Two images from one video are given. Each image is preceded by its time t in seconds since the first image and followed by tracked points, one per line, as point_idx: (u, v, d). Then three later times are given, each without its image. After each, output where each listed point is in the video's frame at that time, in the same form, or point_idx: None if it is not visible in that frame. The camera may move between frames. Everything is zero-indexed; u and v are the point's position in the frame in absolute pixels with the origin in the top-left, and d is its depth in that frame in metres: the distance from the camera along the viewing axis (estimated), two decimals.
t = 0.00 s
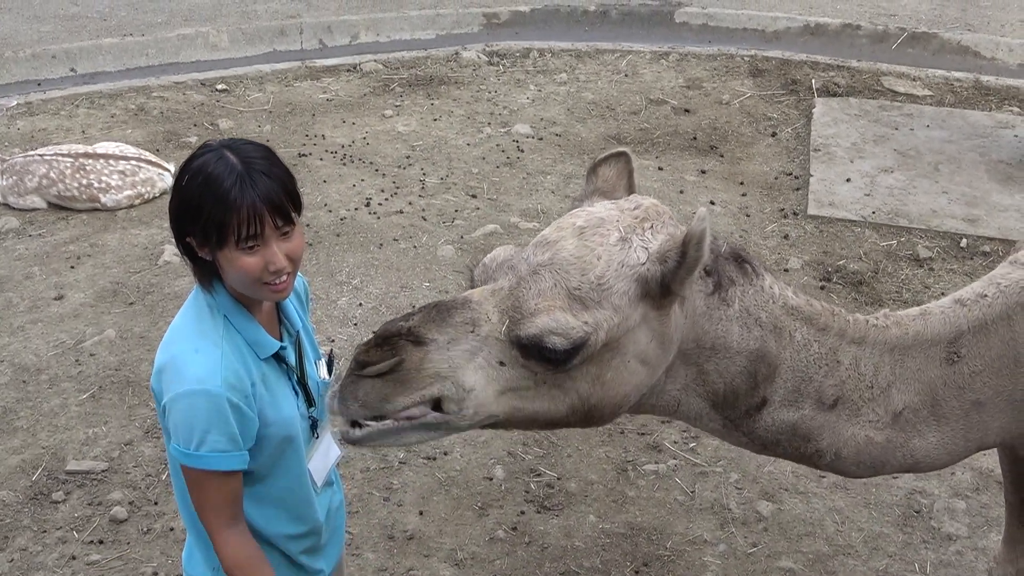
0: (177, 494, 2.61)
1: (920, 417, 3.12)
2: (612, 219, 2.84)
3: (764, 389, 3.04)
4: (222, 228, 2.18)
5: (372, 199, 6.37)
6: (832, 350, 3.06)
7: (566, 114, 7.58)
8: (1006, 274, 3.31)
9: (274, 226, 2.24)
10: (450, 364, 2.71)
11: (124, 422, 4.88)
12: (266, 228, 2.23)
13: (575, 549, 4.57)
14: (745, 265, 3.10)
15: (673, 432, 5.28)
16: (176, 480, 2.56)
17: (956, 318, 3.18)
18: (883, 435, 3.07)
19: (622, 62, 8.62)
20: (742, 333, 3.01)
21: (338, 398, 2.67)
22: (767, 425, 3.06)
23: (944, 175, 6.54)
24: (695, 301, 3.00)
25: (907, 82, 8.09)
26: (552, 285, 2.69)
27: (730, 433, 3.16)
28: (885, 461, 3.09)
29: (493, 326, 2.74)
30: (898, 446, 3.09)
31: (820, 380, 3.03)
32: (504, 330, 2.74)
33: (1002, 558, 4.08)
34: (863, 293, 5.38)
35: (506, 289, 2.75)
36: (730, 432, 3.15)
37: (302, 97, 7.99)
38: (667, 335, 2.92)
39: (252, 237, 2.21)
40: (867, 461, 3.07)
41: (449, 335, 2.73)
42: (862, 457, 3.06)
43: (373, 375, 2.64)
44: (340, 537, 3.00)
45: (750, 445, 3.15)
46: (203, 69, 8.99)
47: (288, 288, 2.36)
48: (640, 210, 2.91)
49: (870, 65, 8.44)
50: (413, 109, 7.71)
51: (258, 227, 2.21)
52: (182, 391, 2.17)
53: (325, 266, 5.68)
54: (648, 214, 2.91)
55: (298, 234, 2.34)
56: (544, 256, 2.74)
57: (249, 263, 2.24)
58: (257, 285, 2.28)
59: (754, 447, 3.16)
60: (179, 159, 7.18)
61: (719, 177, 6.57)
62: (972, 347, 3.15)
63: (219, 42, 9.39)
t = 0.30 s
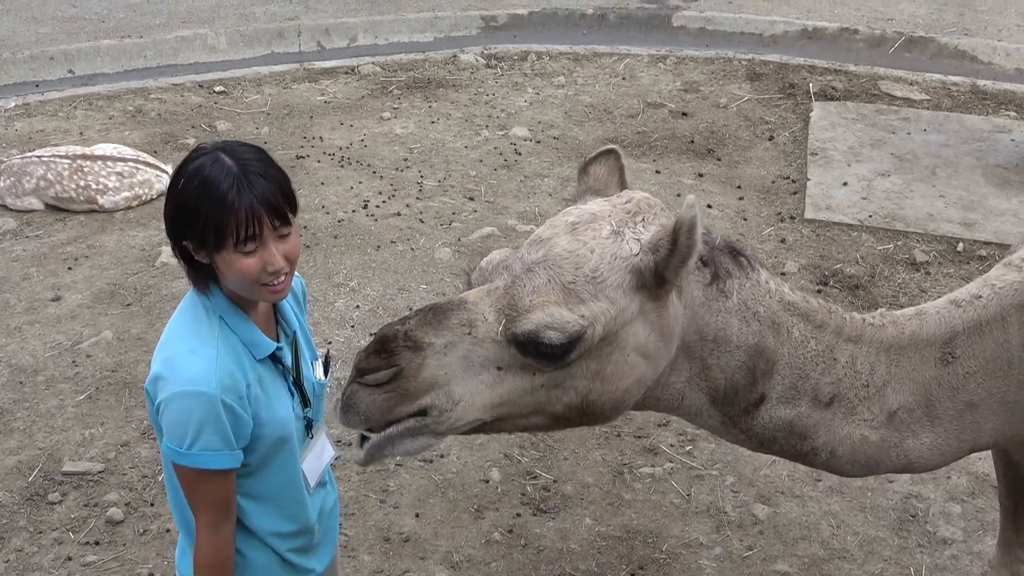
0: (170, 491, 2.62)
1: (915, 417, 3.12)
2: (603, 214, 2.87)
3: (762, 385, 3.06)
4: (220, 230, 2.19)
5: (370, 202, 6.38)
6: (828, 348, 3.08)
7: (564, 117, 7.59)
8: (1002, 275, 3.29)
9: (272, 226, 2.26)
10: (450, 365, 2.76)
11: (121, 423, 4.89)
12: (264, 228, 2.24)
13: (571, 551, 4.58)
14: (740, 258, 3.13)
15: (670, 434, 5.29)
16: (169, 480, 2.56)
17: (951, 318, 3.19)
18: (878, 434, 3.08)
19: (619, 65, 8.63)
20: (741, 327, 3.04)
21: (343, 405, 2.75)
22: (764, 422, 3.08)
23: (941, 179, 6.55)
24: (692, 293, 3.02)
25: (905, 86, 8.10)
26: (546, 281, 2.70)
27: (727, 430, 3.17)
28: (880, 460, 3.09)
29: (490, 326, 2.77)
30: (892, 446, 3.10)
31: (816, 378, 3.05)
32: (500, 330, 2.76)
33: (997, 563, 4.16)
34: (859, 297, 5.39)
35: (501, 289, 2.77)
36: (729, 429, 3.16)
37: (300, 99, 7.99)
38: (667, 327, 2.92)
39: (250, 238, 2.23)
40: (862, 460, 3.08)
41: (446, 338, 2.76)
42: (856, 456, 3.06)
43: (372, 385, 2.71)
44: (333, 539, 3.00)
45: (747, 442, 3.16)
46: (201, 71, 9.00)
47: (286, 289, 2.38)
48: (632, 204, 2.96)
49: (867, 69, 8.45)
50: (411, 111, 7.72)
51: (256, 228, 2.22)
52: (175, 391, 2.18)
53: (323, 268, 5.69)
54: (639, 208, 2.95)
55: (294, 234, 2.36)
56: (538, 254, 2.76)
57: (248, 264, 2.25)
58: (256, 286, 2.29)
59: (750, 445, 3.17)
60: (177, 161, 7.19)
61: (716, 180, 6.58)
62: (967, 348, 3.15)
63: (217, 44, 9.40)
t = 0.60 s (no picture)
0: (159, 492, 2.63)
1: (908, 418, 3.13)
2: (593, 210, 2.92)
3: (756, 384, 3.06)
4: (210, 231, 2.20)
5: (365, 204, 6.38)
6: (822, 347, 3.09)
7: (560, 120, 7.60)
8: (994, 277, 3.31)
9: (263, 230, 2.26)
10: (436, 356, 2.76)
11: (115, 425, 4.89)
12: (254, 232, 2.24)
13: (565, 554, 4.59)
14: (733, 257, 3.14)
15: (664, 438, 5.29)
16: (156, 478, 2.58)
17: (945, 319, 3.20)
18: (871, 434, 3.08)
19: (615, 69, 8.64)
20: (735, 325, 3.04)
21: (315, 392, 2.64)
22: (759, 421, 3.08)
23: (936, 183, 6.56)
24: (684, 289, 3.04)
25: (900, 91, 8.11)
26: (533, 276, 2.73)
27: (722, 429, 3.18)
28: (873, 460, 3.10)
29: (477, 320, 2.79)
30: (885, 446, 3.10)
31: (811, 377, 3.05)
32: (488, 323, 2.79)
33: (989, 566, 4.21)
34: (853, 300, 5.40)
35: (490, 284, 2.80)
36: (723, 427, 3.17)
37: (296, 102, 7.99)
38: (657, 324, 2.94)
39: (240, 241, 2.23)
40: (855, 460, 3.08)
41: (432, 330, 2.77)
42: (850, 455, 3.07)
43: (357, 368, 2.65)
44: (321, 542, 3.01)
45: (741, 441, 3.17)
46: (198, 73, 8.99)
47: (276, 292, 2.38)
48: (622, 201, 3.00)
49: (863, 74, 8.46)
50: (407, 114, 7.72)
51: (245, 231, 2.23)
52: (159, 389, 2.19)
53: (318, 271, 5.69)
54: (629, 204, 2.99)
55: (286, 238, 2.36)
56: (527, 249, 2.80)
57: (236, 267, 2.25)
58: (244, 289, 2.29)
59: (745, 444, 3.17)
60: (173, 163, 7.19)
61: (712, 184, 6.59)
62: (960, 349, 3.16)
63: (213, 47, 9.40)
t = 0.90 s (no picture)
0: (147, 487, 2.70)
1: (899, 415, 3.13)
2: (585, 204, 2.99)
3: (751, 377, 3.09)
4: (192, 231, 2.21)
5: (358, 207, 6.38)
6: (817, 341, 3.11)
7: (553, 123, 7.61)
8: (986, 276, 3.33)
9: (244, 233, 2.26)
10: (433, 354, 2.90)
11: (108, 429, 4.89)
12: (235, 234, 2.25)
13: (558, 557, 4.59)
14: (728, 250, 3.18)
15: (658, 440, 5.30)
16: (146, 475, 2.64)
17: (938, 316, 3.21)
18: (863, 430, 3.09)
19: (609, 71, 8.64)
20: (730, 317, 3.07)
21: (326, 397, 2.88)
22: (753, 415, 3.10)
23: (929, 185, 6.58)
24: (680, 281, 3.07)
25: (893, 93, 8.12)
26: (525, 270, 2.82)
27: (717, 422, 3.21)
28: (864, 456, 3.12)
29: (471, 316, 2.89)
30: (877, 442, 3.12)
31: (805, 371, 3.07)
32: (481, 318, 2.88)
33: (982, 567, 4.21)
34: (846, 302, 5.41)
35: (484, 279, 2.89)
36: (718, 421, 3.20)
37: (289, 105, 7.99)
38: (653, 317, 2.99)
39: (221, 242, 2.24)
40: (847, 455, 3.10)
41: (427, 327, 2.90)
42: (842, 451, 3.09)
43: (355, 372, 2.83)
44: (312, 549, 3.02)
45: (736, 436, 3.20)
46: (191, 77, 8.99)
47: (259, 294, 2.39)
48: (615, 193, 3.06)
49: (856, 76, 8.47)
50: (400, 117, 7.72)
51: (227, 232, 2.24)
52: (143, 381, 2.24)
53: (311, 274, 5.70)
54: (622, 196, 3.05)
55: (270, 241, 2.36)
56: (519, 244, 2.88)
57: (217, 268, 2.27)
58: (226, 289, 2.31)
59: (739, 438, 3.21)
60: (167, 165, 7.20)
61: (705, 186, 6.60)
62: (952, 347, 3.17)
63: (206, 50, 9.41)
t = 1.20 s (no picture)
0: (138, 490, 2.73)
1: (891, 410, 3.14)
2: (578, 195, 3.02)
3: (745, 371, 3.10)
4: (178, 233, 2.22)
5: (350, 211, 6.39)
6: (810, 336, 3.13)
7: (544, 126, 7.61)
8: (977, 272, 3.35)
9: (231, 234, 2.27)
10: (422, 344, 2.90)
11: (100, 435, 4.89)
12: (222, 236, 2.26)
13: (552, 559, 4.60)
14: (721, 244, 3.20)
15: (650, 441, 5.31)
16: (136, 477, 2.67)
17: (930, 312, 3.22)
18: (856, 426, 3.11)
19: (599, 73, 8.66)
20: (724, 311, 3.08)
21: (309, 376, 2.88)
22: (747, 409, 3.11)
23: (919, 185, 6.60)
24: (673, 273, 3.08)
25: (882, 93, 8.15)
26: (515, 260, 2.84)
27: (711, 418, 3.22)
28: (856, 452, 3.12)
29: (461, 304, 2.90)
30: (869, 438, 3.12)
31: (798, 366, 3.09)
32: (471, 307, 2.90)
33: (974, 565, 4.23)
34: (837, 301, 5.43)
35: (475, 268, 2.91)
36: (712, 416, 3.21)
37: (279, 109, 7.99)
38: (643, 307, 3.00)
39: (207, 245, 2.25)
40: (840, 451, 3.11)
41: (417, 316, 2.89)
42: (835, 446, 3.10)
43: (343, 358, 2.83)
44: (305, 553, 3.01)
45: (730, 431, 3.21)
46: (181, 82, 8.98)
47: (246, 295, 2.40)
48: (608, 184, 3.10)
49: (845, 76, 8.50)
50: (390, 121, 7.73)
51: (213, 235, 2.24)
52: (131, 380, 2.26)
53: (303, 278, 5.71)
54: (615, 188, 3.08)
55: (256, 243, 2.37)
56: (511, 234, 2.91)
57: (204, 269, 2.28)
58: (213, 290, 2.32)
59: (733, 434, 3.21)
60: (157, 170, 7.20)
61: (695, 187, 6.61)
62: (944, 343, 3.18)
63: (196, 55, 9.40)
